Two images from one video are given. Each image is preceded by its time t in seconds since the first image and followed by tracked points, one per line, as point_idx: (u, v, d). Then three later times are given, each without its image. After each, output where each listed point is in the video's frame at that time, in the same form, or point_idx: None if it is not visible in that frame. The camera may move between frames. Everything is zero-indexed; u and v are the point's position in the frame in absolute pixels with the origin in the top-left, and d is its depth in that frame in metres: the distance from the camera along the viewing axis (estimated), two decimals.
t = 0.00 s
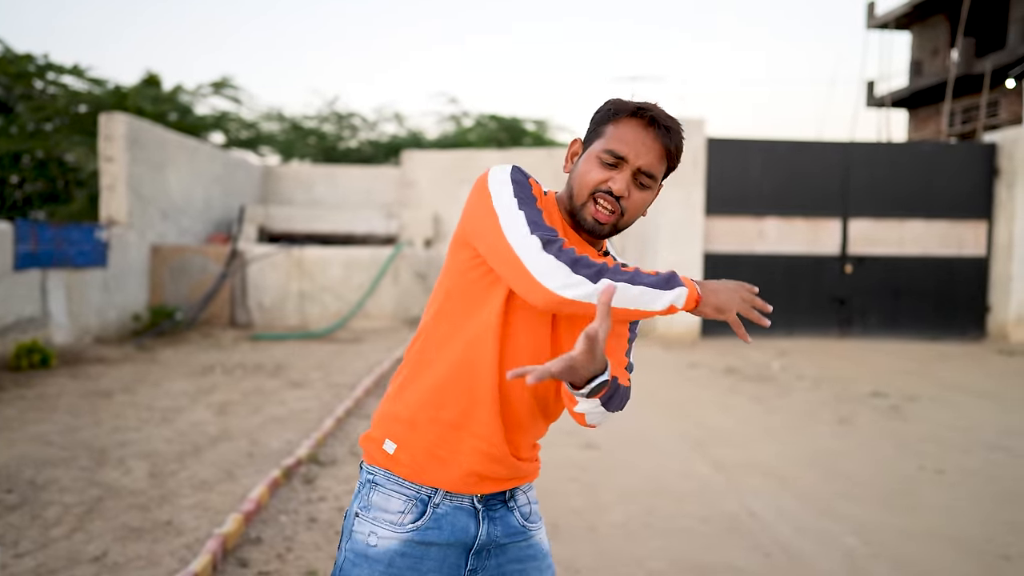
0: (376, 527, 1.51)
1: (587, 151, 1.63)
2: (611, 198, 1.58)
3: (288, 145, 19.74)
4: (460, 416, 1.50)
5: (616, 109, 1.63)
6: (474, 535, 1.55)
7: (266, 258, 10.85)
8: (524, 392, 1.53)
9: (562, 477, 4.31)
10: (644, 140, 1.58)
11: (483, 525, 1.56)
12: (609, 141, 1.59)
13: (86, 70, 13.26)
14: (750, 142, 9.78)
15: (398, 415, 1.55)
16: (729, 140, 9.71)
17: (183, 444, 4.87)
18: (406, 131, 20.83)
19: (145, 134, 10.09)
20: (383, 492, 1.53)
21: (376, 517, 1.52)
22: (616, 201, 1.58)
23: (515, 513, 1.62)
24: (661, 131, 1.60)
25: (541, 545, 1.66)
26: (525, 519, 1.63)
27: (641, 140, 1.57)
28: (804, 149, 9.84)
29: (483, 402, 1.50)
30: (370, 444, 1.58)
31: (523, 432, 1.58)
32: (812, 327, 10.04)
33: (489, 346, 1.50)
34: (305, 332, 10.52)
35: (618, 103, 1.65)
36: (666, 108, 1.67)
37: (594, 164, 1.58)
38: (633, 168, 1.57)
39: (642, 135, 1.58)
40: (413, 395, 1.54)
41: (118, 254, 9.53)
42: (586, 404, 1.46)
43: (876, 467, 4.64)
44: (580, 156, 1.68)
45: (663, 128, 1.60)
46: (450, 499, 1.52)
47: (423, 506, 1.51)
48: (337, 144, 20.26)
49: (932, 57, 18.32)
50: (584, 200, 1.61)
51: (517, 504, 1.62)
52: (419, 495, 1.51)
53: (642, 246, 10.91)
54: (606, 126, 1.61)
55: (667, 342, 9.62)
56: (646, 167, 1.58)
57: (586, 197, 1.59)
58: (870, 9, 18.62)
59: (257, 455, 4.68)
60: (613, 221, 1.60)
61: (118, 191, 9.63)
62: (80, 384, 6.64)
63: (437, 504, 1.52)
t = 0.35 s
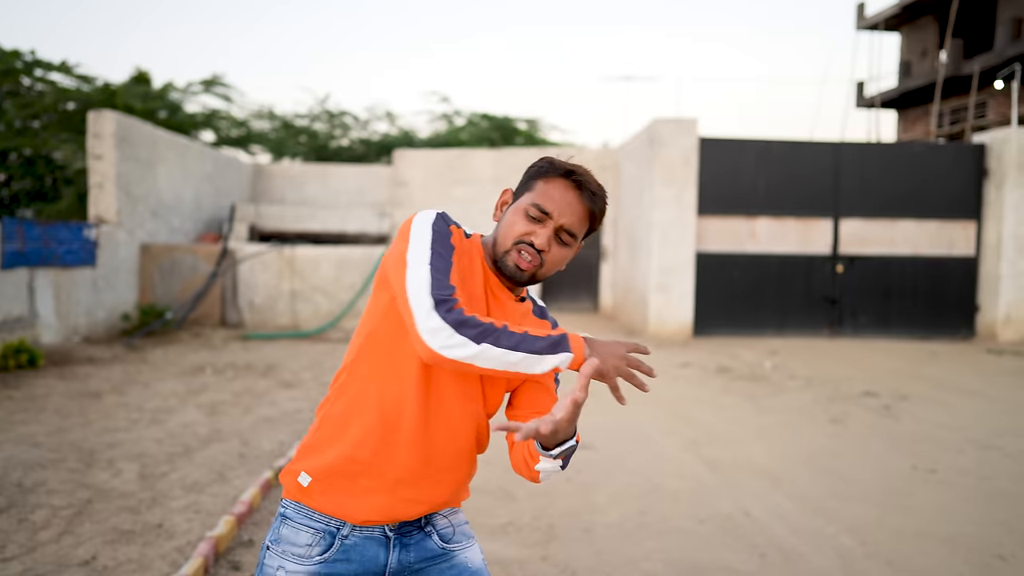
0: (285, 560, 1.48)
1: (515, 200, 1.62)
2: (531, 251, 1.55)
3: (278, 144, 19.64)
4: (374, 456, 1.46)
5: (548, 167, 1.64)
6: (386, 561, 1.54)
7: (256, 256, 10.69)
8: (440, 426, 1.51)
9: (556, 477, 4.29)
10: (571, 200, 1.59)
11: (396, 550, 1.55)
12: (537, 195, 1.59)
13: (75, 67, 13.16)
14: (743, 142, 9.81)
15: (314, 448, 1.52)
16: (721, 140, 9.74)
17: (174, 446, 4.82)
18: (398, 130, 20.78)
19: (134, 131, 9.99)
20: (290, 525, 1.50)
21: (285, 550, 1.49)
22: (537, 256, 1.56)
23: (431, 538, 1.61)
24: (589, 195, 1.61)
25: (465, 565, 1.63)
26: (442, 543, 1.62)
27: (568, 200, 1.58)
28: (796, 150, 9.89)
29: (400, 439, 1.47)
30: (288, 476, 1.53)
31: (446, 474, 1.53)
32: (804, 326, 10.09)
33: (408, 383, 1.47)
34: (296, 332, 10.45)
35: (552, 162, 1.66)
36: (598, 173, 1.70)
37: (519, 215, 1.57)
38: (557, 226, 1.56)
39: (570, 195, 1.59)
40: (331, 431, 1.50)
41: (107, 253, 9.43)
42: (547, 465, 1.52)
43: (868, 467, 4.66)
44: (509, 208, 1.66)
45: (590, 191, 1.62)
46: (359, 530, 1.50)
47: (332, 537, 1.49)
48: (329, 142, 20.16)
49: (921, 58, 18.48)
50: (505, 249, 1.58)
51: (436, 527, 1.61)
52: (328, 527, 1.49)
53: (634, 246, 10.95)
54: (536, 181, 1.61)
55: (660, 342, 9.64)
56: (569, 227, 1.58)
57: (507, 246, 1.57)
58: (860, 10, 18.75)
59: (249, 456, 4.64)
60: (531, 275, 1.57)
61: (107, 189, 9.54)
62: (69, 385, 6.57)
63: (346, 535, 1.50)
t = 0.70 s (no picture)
0: (173, 561, 1.67)
1: (381, 213, 1.77)
2: (394, 260, 1.69)
3: (272, 144, 19.54)
4: (242, 452, 1.66)
5: (412, 176, 1.79)
6: (268, 561, 1.72)
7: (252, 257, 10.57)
8: (298, 423, 1.67)
9: (559, 480, 4.29)
10: (430, 207, 1.73)
11: (278, 552, 1.72)
12: (398, 207, 1.74)
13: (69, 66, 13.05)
14: (742, 142, 9.81)
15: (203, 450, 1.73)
16: (719, 140, 9.75)
17: (173, 448, 4.79)
18: (393, 130, 20.74)
19: (129, 131, 9.92)
20: (179, 527, 1.69)
21: (173, 552, 1.68)
22: (400, 263, 1.69)
23: (315, 541, 1.77)
24: (449, 200, 1.75)
25: (351, 564, 1.80)
26: (325, 546, 1.78)
27: (427, 207, 1.72)
28: (794, 151, 9.92)
29: (264, 437, 1.66)
30: (181, 481, 1.73)
31: (310, 465, 1.70)
32: (801, 327, 10.13)
33: (270, 385, 1.67)
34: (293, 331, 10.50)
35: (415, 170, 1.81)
36: (465, 177, 1.83)
37: (382, 227, 1.71)
38: (418, 235, 1.71)
39: (430, 203, 1.73)
40: (214, 436, 1.70)
41: (103, 253, 9.35)
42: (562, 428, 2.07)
43: (869, 468, 4.67)
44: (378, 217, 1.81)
45: (450, 196, 1.76)
46: (237, 534, 1.68)
47: (215, 540, 1.67)
48: (324, 142, 20.13)
49: (914, 59, 18.60)
50: (372, 258, 1.72)
51: (321, 531, 1.77)
52: (212, 529, 1.67)
53: (632, 246, 10.97)
54: (400, 191, 1.76)
55: (657, 343, 9.66)
56: (429, 234, 1.72)
57: (373, 256, 1.71)
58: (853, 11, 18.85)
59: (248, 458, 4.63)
60: (397, 281, 1.70)
61: (103, 189, 9.46)
62: (64, 386, 6.51)
63: (227, 538, 1.67)
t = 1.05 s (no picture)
0: (182, 562, 1.68)
1: (360, 217, 1.81)
2: (377, 262, 1.72)
3: (273, 145, 19.56)
4: (242, 459, 1.69)
5: (388, 181, 1.84)
6: (278, 556, 1.75)
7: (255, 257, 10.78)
8: (297, 427, 1.70)
9: (564, 478, 4.33)
10: (409, 209, 1.78)
11: (287, 546, 1.76)
12: (378, 211, 1.78)
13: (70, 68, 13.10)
14: (742, 144, 9.87)
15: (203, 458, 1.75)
16: (719, 142, 9.80)
17: (181, 447, 4.82)
18: (393, 131, 20.79)
19: (131, 132, 9.96)
20: (187, 529, 1.70)
21: (182, 553, 1.69)
22: (384, 265, 1.73)
23: (320, 535, 1.81)
24: (427, 202, 1.81)
25: (355, 555, 1.84)
26: (330, 539, 1.82)
27: (406, 209, 1.77)
28: (794, 152, 9.97)
29: (263, 442, 1.69)
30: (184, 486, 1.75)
31: (310, 466, 1.74)
32: (800, 328, 10.19)
33: (266, 391, 1.70)
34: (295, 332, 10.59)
35: (391, 175, 1.86)
36: (439, 180, 1.90)
37: (363, 230, 1.75)
38: (399, 236, 1.76)
39: (408, 205, 1.78)
40: (214, 444, 1.73)
41: (106, 254, 9.39)
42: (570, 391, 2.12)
43: (872, 467, 4.71)
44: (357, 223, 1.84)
45: (427, 198, 1.81)
46: (246, 531, 1.70)
47: (224, 537, 1.69)
48: (324, 144, 20.18)
49: (912, 61, 18.71)
50: (354, 263, 1.76)
51: (325, 525, 1.82)
52: (221, 528, 1.70)
53: (632, 247, 11.04)
54: (377, 196, 1.80)
55: (658, 343, 9.71)
56: (410, 235, 1.77)
57: (355, 260, 1.74)
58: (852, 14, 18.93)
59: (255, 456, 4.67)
60: (381, 283, 1.73)
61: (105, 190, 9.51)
62: (69, 387, 6.54)
63: (237, 534, 1.70)
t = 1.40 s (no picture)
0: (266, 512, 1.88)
1: (399, 195, 1.80)
2: (420, 238, 1.73)
3: (275, 149, 19.71)
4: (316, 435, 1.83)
5: (423, 155, 1.80)
6: (349, 515, 1.87)
7: (259, 260, 10.73)
8: (362, 411, 1.80)
9: (567, 472, 4.45)
10: (446, 181, 1.74)
11: (357, 505, 1.87)
12: (415, 187, 1.76)
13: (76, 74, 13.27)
14: (739, 147, 10.01)
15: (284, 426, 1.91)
16: (717, 145, 9.94)
17: (193, 443, 4.94)
18: (394, 135, 20.96)
19: (138, 137, 10.11)
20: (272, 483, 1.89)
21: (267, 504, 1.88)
22: (427, 241, 1.73)
23: (387, 495, 1.91)
24: (463, 172, 1.76)
25: (417, 517, 1.91)
26: (395, 500, 1.91)
27: (443, 181, 1.74)
28: (792, 155, 10.11)
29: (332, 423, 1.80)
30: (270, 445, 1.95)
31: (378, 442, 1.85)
32: (798, 329, 10.31)
33: (331, 380, 1.78)
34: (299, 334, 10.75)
35: (424, 149, 1.83)
36: (473, 149, 1.85)
37: (403, 208, 1.75)
38: (438, 211, 1.73)
39: (444, 178, 1.74)
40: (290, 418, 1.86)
41: (112, 256, 9.55)
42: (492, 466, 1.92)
43: (867, 461, 4.82)
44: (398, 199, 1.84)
45: (463, 168, 1.77)
46: (321, 490, 1.86)
47: (302, 494, 1.86)
48: (326, 148, 20.36)
49: (909, 65, 18.89)
50: (399, 240, 1.77)
51: (392, 488, 1.92)
52: (300, 485, 1.87)
53: (632, 250, 11.18)
54: (413, 173, 1.78)
55: (658, 344, 9.84)
56: (450, 208, 1.74)
57: (399, 238, 1.75)
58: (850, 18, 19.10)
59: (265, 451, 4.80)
60: (426, 258, 1.75)
61: (112, 194, 9.68)
62: (79, 386, 6.67)
63: (313, 492, 1.86)
